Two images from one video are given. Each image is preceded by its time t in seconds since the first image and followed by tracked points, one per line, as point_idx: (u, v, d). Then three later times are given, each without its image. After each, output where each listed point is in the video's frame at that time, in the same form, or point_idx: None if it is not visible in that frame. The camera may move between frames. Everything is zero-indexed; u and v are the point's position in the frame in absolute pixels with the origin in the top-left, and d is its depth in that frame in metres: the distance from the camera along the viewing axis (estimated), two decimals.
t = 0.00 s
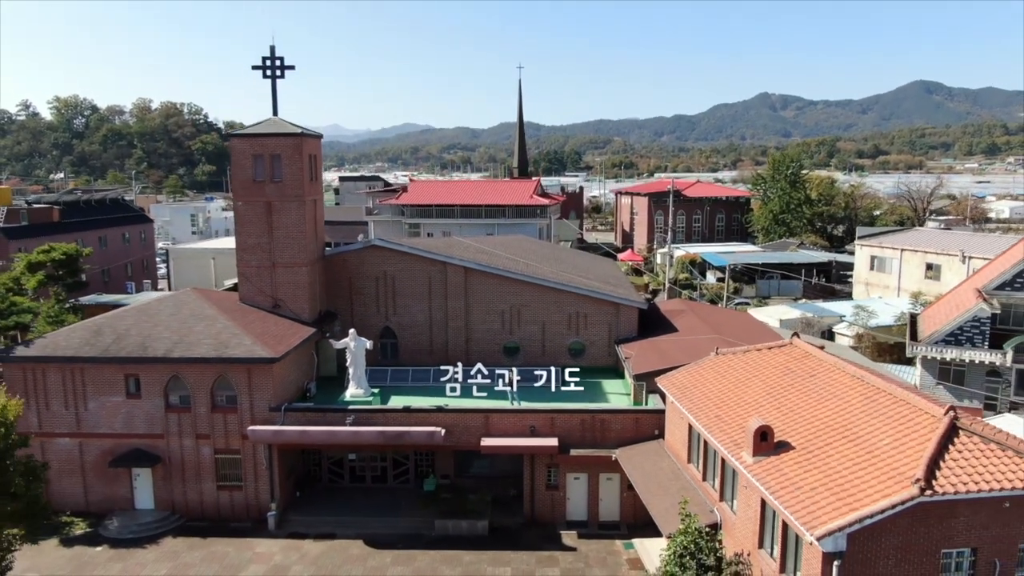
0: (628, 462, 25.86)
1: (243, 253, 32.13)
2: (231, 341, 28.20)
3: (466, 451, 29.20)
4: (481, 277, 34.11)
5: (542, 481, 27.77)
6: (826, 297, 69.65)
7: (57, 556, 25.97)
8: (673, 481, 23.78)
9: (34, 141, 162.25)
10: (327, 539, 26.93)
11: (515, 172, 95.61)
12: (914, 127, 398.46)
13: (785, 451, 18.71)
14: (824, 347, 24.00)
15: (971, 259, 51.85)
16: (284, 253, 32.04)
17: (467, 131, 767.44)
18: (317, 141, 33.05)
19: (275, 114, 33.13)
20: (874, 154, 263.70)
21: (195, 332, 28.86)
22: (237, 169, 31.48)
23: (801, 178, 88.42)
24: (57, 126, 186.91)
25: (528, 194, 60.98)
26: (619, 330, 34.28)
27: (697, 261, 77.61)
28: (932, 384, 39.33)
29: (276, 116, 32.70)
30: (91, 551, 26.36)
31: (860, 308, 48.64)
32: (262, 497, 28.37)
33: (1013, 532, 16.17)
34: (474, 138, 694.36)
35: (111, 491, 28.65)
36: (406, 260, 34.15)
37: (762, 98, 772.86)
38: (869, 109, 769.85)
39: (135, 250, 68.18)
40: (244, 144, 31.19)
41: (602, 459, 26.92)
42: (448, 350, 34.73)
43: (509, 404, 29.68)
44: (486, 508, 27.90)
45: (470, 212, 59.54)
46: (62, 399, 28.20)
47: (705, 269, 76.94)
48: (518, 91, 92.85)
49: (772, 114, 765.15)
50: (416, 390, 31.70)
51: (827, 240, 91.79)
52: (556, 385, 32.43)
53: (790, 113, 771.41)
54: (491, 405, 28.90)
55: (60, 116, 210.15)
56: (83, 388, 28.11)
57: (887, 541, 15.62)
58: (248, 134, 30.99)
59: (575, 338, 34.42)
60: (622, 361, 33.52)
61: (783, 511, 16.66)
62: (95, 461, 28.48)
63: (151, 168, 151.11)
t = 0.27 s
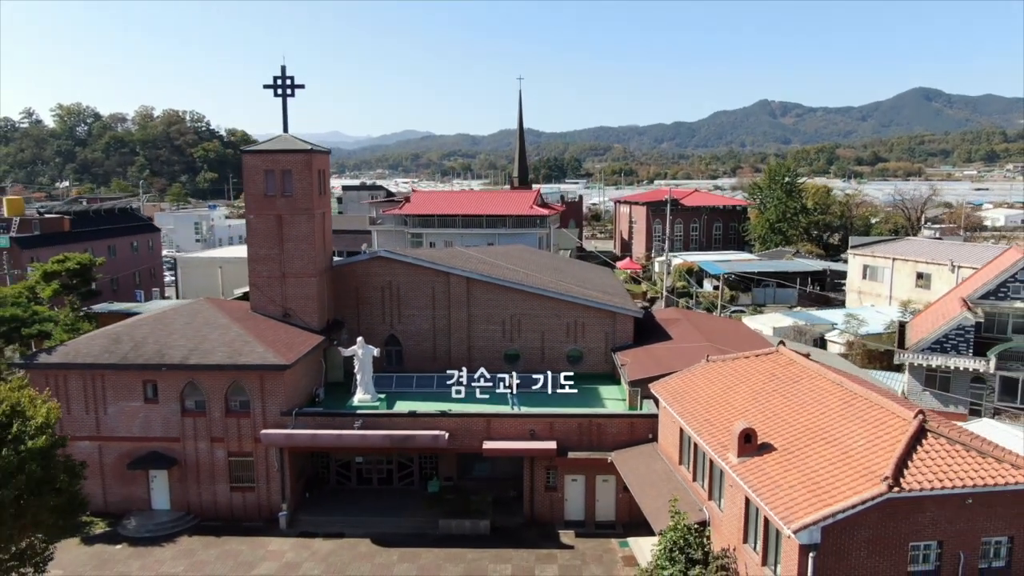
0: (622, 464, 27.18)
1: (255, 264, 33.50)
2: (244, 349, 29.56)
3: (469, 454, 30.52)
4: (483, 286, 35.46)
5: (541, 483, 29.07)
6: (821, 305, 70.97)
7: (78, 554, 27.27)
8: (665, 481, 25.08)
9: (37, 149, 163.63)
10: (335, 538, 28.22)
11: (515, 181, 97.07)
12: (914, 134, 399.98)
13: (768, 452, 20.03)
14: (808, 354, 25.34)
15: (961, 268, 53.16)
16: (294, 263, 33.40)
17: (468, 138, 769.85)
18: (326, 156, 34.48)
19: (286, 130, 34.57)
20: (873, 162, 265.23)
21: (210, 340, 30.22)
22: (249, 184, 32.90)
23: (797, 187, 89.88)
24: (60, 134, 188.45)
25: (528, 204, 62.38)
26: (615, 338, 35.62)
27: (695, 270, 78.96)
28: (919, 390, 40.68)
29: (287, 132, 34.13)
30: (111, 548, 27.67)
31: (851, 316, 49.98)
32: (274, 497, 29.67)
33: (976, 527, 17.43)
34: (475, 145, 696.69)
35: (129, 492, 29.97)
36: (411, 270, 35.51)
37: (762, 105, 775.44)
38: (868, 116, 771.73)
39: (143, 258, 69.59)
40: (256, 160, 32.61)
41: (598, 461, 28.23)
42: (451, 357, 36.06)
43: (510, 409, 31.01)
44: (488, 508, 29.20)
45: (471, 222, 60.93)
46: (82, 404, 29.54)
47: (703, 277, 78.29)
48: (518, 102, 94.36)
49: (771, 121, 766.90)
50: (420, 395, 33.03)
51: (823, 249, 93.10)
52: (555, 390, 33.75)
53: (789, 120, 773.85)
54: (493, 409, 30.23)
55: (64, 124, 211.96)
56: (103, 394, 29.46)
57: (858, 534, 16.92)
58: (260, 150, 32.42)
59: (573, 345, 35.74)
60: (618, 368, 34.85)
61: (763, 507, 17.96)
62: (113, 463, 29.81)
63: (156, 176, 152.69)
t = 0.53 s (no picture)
0: (619, 461, 28.51)
1: (266, 268, 34.84)
2: (257, 349, 30.91)
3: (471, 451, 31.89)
4: (484, 289, 36.81)
5: (541, 478, 30.43)
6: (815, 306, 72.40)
7: (99, 545, 28.62)
8: (659, 476, 26.43)
9: (40, 150, 164.76)
10: (344, 530, 29.57)
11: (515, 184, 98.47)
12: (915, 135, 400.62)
13: (752, 446, 21.39)
14: (794, 355, 26.71)
15: (951, 271, 54.52)
16: (304, 267, 34.71)
17: (468, 138, 770.88)
18: (334, 164, 35.83)
19: (295, 139, 35.94)
20: (872, 163, 266.42)
21: (224, 341, 31.58)
22: (260, 192, 34.26)
23: (793, 190, 91.23)
24: (63, 135, 189.70)
25: (528, 208, 63.77)
26: (612, 339, 37.00)
27: (692, 271, 80.34)
28: (907, 390, 42.19)
29: (296, 141, 35.50)
30: (130, 540, 29.01)
31: (842, 317, 51.38)
32: (285, 492, 31.03)
33: (944, 516, 18.76)
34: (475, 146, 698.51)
35: (146, 487, 31.32)
36: (415, 274, 36.88)
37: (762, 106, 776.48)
38: (869, 116, 771.11)
39: (151, 260, 71.00)
40: (268, 169, 34.00)
41: (595, 458, 29.61)
42: (454, 358, 37.41)
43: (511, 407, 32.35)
44: (490, 503, 30.56)
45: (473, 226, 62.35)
46: (102, 403, 30.89)
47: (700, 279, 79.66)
48: (519, 106, 95.78)
49: (772, 121, 767.19)
50: (425, 394, 34.41)
51: (819, 250, 94.45)
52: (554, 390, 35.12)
53: (789, 120, 774.88)
54: (494, 408, 31.59)
55: (67, 125, 213.48)
56: (122, 392, 30.82)
57: (834, 522, 18.26)
58: (271, 159, 33.79)
59: (573, 346, 37.09)
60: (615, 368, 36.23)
61: (747, 498, 19.31)
62: (131, 459, 31.16)
63: (159, 178, 154.07)
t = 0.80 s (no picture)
0: (613, 457, 29.84)
1: (275, 271, 36.18)
2: (267, 350, 32.25)
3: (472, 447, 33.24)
4: (485, 292, 38.15)
5: (539, 473, 31.85)
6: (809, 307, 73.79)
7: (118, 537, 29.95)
8: (651, 472, 27.77)
9: (42, 151, 165.77)
10: (351, 523, 30.92)
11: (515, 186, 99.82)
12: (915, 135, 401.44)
13: (737, 442, 22.73)
14: (780, 356, 28.06)
15: (940, 273, 55.88)
16: (311, 271, 36.04)
17: (468, 138, 771.83)
18: (340, 172, 37.16)
19: (303, 148, 37.27)
20: (870, 164, 267.72)
21: (235, 343, 32.92)
22: (269, 198, 35.60)
23: (789, 192, 92.56)
24: (65, 136, 190.78)
25: (528, 211, 65.11)
26: (608, 340, 38.36)
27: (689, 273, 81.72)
28: (893, 389, 43.64)
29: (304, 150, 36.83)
30: (146, 533, 30.35)
31: (833, 319, 52.78)
32: (294, 487, 32.38)
33: (914, 507, 20.12)
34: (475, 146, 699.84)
35: (161, 482, 32.65)
36: (418, 277, 38.20)
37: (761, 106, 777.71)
38: (869, 116, 771.73)
39: (157, 262, 72.34)
40: (277, 176, 35.34)
41: (591, 454, 30.97)
42: (455, 358, 38.77)
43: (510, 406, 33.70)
44: (490, 497, 31.91)
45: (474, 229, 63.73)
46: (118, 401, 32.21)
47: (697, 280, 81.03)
48: (518, 110, 97.12)
49: (772, 121, 767.67)
50: (428, 393, 35.76)
51: (815, 252, 95.80)
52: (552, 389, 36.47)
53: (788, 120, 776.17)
54: (495, 407, 32.94)
55: (69, 126, 214.76)
56: (138, 392, 32.16)
57: (811, 511, 19.59)
58: (280, 168, 35.13)
59: (570, 347, 38.43)
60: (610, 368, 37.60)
61: (731, 489, 20.64)
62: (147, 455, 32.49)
63: (162, 179, 155.38)
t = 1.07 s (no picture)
0: (609, 452, 31.02)
1: (281, 273, 37.36)
2: (275, 349, 33.45)
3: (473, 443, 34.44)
4: (485, 293, 39.33)
5: (537, 468, 33.02)
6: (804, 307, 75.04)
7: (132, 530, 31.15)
8: (644, 466, 28.96)
9: (43, 150, 166.58)
10: (356, 516, 32.13)
11: (515, 187, 101.01)
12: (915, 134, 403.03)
13: (725, 437, 23.90)
14: (768, 355, 29.25)
15: (931, 274, 57.08)
16: (317, 272, 37.21)
17: (468, 138, 772.02)
18: (345, 176, 38.35)
19: (309, 153, 38.45)
20: (869, 163, 268.85)
21: (244, 342, 34.11)
22: (277, 203, 36.79)
23: (785, 193, 93.73)
24: (66, 136, 191.44)
25: (527, 213, 66.30)
26: (605, 340, 39.57)
27: (686, 273, 82.96)
28: (882, 386, 44.65)
29: (309, 155, 38.02)
30: (159, 525, 31.55)
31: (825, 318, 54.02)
32: (301, 482, 33.57)
33: (890, 497, 21.31)
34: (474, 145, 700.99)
35: (173, 477, 33.84)
36: (420, 279, 39.38)
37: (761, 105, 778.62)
38: (869, 115, 772.06)
39: (163, 262, 73.54)
40: (284, 181, 36.53)
41: (587, 450, 32.15)
42: (456, 357, 39.95)
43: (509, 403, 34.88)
44: (490, 491, 33.11)
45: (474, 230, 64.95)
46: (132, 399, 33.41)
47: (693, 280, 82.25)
48: (518, 112, 98.35)
49: (771, 120, 768.56)
50: (430, 391, 36.96)
51: (811, 252, 96.97)
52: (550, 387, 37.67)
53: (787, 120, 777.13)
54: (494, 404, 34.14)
55: (70, 126, 215.75)
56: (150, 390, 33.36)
57: (793, 502, 20.75)
58: (287, 173, 36.32)
59: (568, 346, 39.63)
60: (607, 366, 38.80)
61: (718, 481, 21.80)
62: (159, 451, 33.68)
63: (163, 179, 156.53)
